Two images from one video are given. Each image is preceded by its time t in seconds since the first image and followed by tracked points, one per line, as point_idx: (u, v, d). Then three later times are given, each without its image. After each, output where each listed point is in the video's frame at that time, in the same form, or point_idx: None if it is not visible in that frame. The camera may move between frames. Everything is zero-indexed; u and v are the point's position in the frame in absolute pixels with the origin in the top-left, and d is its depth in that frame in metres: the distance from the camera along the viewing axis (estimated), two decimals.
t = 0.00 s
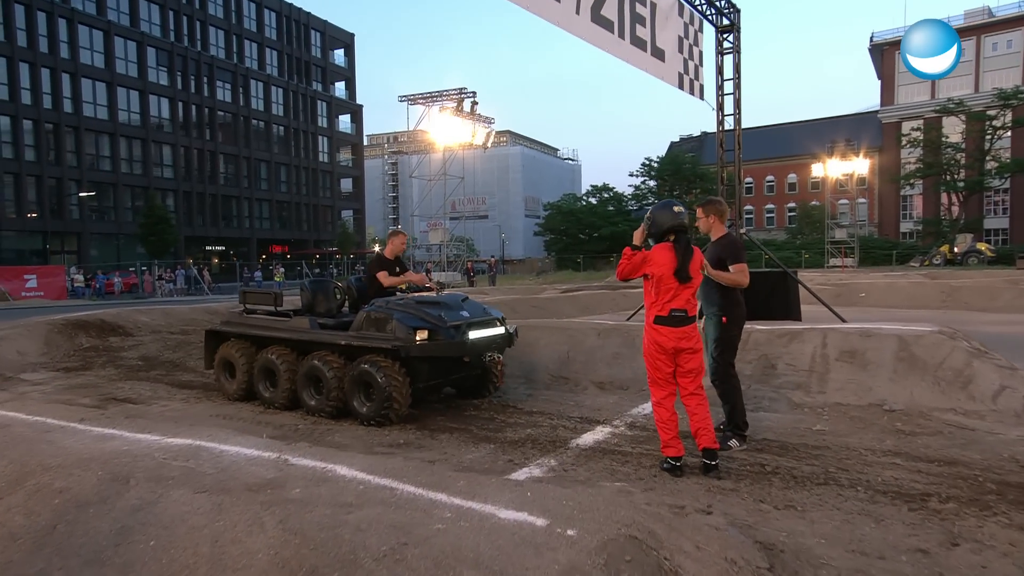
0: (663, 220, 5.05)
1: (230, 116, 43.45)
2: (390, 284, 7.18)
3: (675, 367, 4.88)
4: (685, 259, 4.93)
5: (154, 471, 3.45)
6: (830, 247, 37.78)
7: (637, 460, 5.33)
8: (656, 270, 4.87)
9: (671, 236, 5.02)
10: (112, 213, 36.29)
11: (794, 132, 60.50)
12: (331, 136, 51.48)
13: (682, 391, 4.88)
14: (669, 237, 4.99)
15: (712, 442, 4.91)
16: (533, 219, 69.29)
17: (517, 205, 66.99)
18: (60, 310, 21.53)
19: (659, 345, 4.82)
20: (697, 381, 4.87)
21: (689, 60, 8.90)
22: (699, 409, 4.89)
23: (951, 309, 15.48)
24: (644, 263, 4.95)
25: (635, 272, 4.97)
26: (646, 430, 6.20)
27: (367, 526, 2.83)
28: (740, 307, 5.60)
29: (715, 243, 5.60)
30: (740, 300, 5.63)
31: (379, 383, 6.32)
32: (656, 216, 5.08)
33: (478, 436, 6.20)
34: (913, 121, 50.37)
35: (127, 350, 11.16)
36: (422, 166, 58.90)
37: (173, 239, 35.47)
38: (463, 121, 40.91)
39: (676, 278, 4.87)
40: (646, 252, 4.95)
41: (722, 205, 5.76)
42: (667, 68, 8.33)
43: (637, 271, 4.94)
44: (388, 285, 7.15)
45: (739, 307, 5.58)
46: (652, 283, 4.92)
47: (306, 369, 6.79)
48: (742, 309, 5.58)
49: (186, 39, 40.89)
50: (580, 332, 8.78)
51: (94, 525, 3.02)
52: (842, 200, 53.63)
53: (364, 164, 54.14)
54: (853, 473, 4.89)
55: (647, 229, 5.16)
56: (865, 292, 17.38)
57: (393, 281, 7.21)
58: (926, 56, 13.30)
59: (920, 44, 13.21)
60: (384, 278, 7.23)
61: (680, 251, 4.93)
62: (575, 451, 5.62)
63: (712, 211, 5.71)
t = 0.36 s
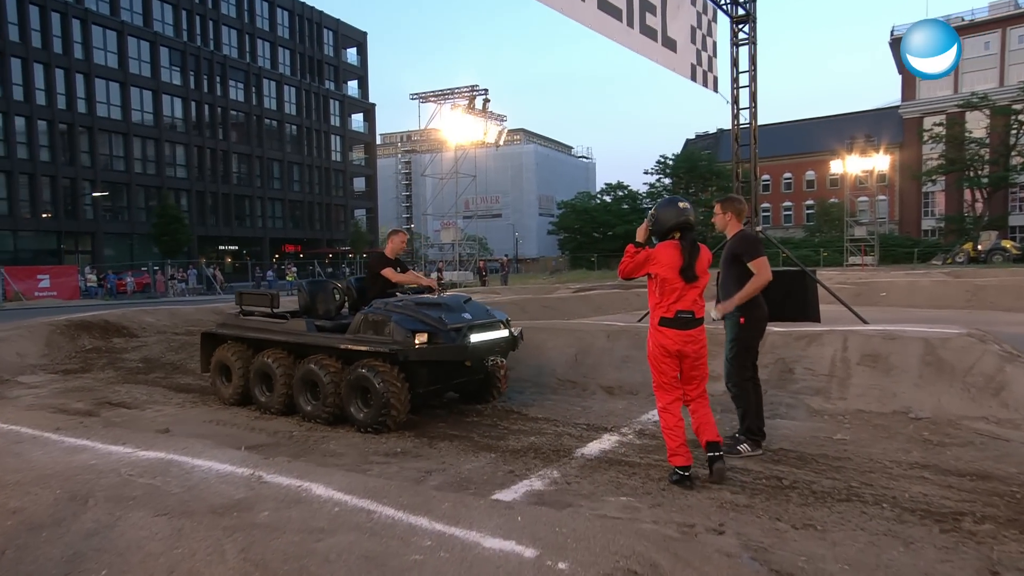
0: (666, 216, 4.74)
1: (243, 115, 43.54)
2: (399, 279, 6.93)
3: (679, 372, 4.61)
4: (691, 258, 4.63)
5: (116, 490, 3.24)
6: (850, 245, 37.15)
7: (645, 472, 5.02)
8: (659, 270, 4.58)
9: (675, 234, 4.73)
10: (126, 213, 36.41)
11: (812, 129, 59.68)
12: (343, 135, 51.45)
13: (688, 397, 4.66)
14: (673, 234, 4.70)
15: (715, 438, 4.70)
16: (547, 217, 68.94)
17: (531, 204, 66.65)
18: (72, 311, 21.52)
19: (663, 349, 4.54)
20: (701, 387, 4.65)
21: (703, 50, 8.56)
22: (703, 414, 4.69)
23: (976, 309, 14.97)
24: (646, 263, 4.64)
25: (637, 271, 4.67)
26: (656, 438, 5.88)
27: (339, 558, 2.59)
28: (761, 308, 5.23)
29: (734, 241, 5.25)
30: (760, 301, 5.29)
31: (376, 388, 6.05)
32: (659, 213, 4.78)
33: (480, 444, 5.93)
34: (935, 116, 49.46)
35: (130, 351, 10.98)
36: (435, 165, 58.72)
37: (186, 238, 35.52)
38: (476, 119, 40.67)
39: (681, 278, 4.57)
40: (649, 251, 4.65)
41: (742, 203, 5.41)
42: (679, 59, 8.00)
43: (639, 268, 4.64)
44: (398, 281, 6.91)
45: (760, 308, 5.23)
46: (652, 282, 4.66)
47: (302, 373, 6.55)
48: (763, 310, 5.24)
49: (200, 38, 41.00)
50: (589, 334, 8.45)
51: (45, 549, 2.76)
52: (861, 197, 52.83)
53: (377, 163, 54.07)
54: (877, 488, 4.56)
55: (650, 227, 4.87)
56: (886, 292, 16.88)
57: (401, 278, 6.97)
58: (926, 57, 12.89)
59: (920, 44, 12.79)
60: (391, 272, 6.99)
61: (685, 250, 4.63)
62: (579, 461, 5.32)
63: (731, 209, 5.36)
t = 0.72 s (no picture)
0: (672, 215, 4.49)
1: (261, 117, 43.75)
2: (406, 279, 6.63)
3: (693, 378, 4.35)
4: (702, 257, 4.36)
5: (68, 519, 3.37)
6: (876, 243, 36.29)
7: (654, 488, 4.70)
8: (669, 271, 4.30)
9: (683, 232, 4.45)
10: (146, 215, 36.72)
11: (837, 125, 58.59)
12: (361, 136, 51.50)
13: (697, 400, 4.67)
14: (681, 233, 4.41)
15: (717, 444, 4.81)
16: (567, 217, 68.51)
17: (550, 204, 66.30)
18: (88, 314, 21.66)
19: (676, 354, 4.27)
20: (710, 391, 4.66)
21: (719, 42, 8.20)
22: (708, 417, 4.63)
23: (1011, 310, 14.37)
24: (656, 266, 4.37)
25: (646, 276, 4.39)
26: (668, 450, 5.55)
27: None
28: (779, 310, 4.92)
29: (748, 239, 4.94)
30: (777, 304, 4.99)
31: (374, 396, 5.79)
32: (666, 213, 4.52)
33: (481, 456, 5.64)
34: (966, 111, 48.14)
35: (138, 355, 10.87)
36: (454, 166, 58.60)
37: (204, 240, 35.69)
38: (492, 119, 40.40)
39: (693, 278, 4.31)
40: (658, 254, 4.38)
41: (756, 202, 5.12)
42: (693, 50, 7.66)
43: (644, 273, 4.37)
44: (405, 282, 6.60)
45: (778, 310, 4.94)
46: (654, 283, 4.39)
47: (300, 380, 6.31)
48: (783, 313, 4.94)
49: (218, 41, 41.26)
50: (601, 338, 8.12)
51: None
52: (888, 194, 51.69)
53: (395, 164, 54.03)
54: (908, 507, 4.21)
55: (656, 228, 4.58)
56: (915, 292, 16.29)
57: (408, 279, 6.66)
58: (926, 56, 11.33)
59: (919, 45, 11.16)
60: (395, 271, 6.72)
61: (696, 248, 4.36)
62: (585, 476, 5.01)
63: (743, 208, 5.08)
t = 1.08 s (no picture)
0: (679, 221, 4.67)
1: (279, 118, 43.91)
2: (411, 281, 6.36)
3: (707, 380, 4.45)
4: (716, 257, 4.47)
5: (14, 544, 3.60)
6: (903, 244, 35.44)
7: (663, 505, 4.40)
8: (684, 274, 4.37)
9: (692, 234, 4.59)
10: (164, 216, 36.96)
11: (863, 123, 57.51)
12: (378, 135, 51.50)
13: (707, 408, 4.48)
14: (691, 236, 4.54)
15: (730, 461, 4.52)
16: (586, 218, 68.07)
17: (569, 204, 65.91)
18: (104, 314, 21.78)
19: (690, 356, 4.38)
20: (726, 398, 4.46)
21: (737, 34, 7.85)
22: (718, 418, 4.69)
23: None
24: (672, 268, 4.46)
25: (664, 279, 4.48)
26: (682, 463, 5.23)
27: None
28: (791, 314, 4.73)
29: (751, 242, 4.72)
30: (787, 308, 4.75)
31: (371, 404, 5.53)
32: (677, 218, 4.67)
33: (482, 468, 5.36)
34: (998, 108, 46.90)
35: (145, 356, 10.75)
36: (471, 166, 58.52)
37: (222, 240, 35.85)
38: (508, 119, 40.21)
39: (708, 278, 4.42)
40: (674, 256, 4.48)
41: (765, 201, 4.89)
42: (709, 42, 7.32)
43: (675, 277, 4.42)
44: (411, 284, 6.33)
45: (789, 314, 4.72)
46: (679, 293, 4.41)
47: (296, 386, 6.07)
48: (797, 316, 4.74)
49: (236, 41, 41.49)
50: (612, 343, 7.82)
51: None
52: (916, 194, 50.58)
53: (412, 164, 53.95)
54: (940, 531, 3.85)
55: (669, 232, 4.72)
56: (944, 295, 15.73)
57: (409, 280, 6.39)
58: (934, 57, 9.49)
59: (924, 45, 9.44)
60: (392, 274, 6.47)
61: (708, 249, 4.47)
62: (590, 491, 4.72)
63: (749, 207, 4.85)
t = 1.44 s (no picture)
0: (670, 229, 4.57)
1: (294, 116, 43.97)
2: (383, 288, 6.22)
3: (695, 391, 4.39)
4: (701, 266, 4.39)
5: None
6: (928, 243, 34.67)
7: (666, 525, 4.11)
8: (668, 285, 4.31)
9: (679, 243, 4.50)
10: (179, 215, 37.12)
11: (886, 120, 56.54)
12: (393, 134, 51.44)
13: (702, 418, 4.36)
14: (678, 244, 4.45)
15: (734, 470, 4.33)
16: (602, 216, 67.62)
17: (585, 202, 65.52)
18: (117, 313, 21.90)
19: (676, 364, 4.33)
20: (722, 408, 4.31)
21: (751, 25, 7.53)
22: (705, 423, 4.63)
23: None
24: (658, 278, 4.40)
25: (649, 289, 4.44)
26: (690, 478, 4.93)
27: None
28: (797, 321, 4.44)
29: (759, 245, 4.45)
30: (796, 315, 4.45)
31: (363, 412, 5.30)
32: (665, 228, 4.59)
33: (478, 481, 5.09)
34: None
35: (148, 357, 10.62)
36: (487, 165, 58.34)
37: (236, 239, 35.92)
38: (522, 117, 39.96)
39: (693, 287, 4.34)
40: (660, 267, 4.41)
41: (779, 203, 4.61)
42: (722, 33, 7.01)
43: (663, 286, 4.34)
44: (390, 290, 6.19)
45: (796, 321, 4.44)
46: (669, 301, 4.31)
47: (288, 393, 5.85)
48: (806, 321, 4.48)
49: (251, 40, 41.60)
50: (620, 347, 7.54)
51: None
52: (941, 191, 49.57)
53: (427, 163, 53.86)
54: (967, 560, 3.53)
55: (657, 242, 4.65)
56: (970, 296, 15.22)
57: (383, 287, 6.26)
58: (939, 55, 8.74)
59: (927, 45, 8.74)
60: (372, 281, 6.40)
61: (694, 258, 4.39)
62: (589, 508, 4.44)
63: (762, 210, 4.57)
